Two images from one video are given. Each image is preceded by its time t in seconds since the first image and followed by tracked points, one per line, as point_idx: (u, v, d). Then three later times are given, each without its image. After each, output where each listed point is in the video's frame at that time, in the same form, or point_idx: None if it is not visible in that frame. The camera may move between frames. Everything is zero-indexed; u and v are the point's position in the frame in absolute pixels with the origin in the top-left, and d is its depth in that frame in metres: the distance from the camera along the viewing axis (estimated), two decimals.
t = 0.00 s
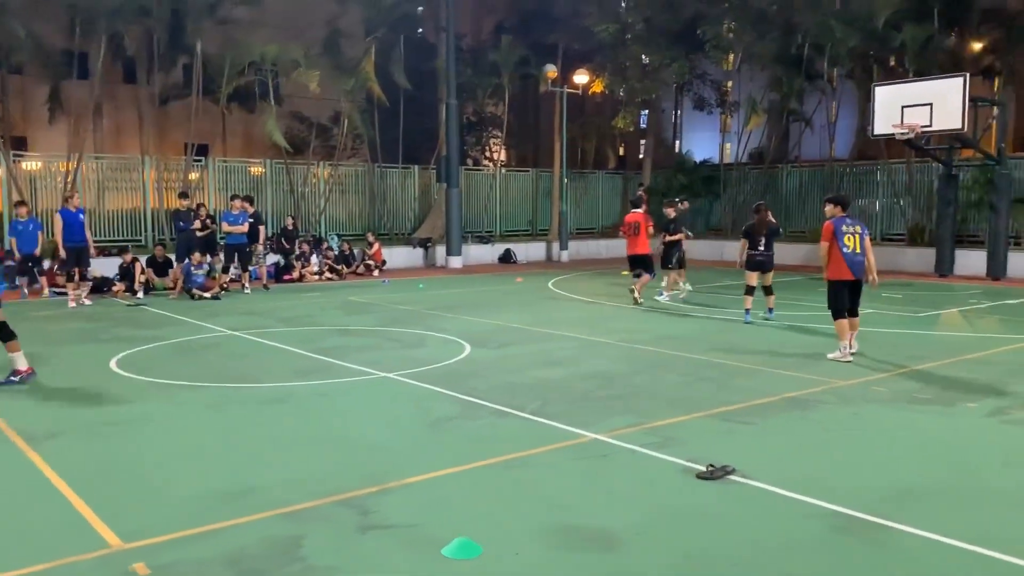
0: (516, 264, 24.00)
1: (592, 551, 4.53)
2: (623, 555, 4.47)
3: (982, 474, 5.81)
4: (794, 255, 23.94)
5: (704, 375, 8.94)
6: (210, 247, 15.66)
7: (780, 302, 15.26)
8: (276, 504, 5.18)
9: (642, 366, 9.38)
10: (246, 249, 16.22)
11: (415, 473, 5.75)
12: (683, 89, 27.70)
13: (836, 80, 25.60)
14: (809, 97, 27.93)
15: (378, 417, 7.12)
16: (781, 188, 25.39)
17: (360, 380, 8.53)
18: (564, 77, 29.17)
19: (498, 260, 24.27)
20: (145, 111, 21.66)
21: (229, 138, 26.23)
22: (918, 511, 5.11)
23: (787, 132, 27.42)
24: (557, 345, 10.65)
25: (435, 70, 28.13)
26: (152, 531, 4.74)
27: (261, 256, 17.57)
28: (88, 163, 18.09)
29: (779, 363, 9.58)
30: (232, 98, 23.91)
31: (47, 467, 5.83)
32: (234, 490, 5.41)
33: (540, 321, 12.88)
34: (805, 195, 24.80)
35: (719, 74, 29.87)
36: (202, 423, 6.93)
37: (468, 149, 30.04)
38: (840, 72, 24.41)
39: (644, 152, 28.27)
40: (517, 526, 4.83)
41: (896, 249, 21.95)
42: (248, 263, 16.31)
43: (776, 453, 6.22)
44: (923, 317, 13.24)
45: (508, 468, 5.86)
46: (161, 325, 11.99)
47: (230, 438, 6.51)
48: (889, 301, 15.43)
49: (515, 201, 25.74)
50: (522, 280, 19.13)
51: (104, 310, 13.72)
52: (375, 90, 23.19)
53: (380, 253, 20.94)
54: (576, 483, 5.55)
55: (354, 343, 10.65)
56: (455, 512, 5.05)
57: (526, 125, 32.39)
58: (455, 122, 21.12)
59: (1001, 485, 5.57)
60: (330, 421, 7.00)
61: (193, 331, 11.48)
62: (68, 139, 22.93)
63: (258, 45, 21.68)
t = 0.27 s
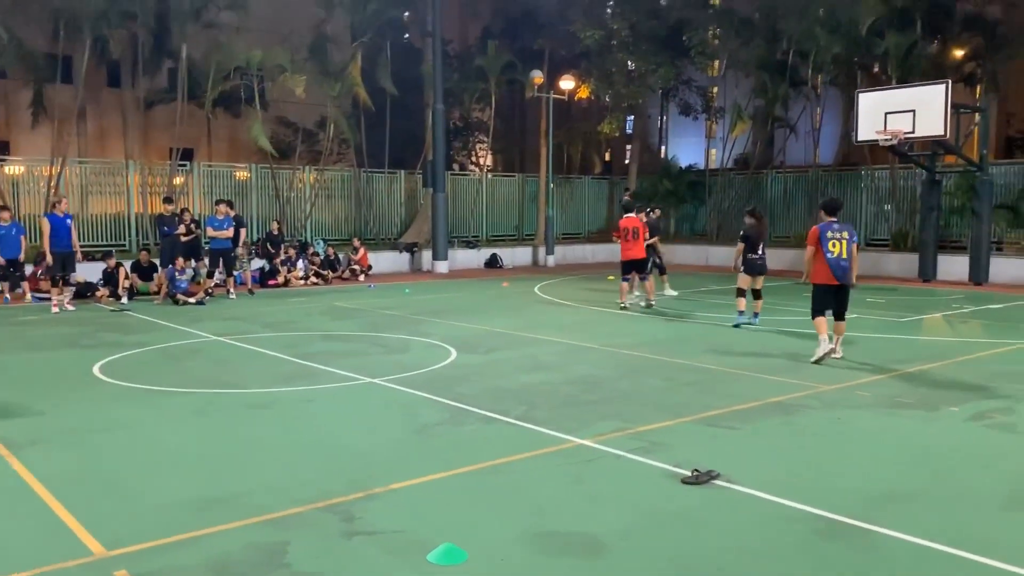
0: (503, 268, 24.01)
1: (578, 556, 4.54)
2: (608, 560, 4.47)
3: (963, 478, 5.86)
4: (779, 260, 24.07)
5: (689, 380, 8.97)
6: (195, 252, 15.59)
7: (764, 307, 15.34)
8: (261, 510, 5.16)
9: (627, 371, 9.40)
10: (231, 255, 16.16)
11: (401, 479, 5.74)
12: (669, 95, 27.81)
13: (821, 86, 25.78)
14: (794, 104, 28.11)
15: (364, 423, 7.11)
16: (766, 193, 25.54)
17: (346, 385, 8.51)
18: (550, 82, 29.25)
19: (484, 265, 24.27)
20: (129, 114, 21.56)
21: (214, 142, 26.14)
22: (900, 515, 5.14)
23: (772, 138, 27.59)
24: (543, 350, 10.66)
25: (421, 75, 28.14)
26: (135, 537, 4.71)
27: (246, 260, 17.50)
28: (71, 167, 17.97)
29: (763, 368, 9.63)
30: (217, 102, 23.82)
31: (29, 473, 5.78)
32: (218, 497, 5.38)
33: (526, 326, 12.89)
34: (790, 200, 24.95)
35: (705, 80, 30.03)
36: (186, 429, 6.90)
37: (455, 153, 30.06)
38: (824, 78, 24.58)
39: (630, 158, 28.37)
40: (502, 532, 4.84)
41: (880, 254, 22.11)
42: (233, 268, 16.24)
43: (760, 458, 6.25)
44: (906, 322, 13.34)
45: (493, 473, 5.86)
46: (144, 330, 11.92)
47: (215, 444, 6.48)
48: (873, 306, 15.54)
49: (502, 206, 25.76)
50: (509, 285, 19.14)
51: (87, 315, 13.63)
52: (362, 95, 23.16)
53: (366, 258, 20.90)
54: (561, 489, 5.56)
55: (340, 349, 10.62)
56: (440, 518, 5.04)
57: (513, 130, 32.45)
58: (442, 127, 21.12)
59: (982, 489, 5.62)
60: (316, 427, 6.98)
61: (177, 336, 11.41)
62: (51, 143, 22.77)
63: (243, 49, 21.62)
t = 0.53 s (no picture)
0: (493, 274, 24.00)
1: (568, 561, 4.54)
2: (599, 566, 4.47)
3: (953, 483, 5.88)
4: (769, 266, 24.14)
5: (680, 385, 8.98)
6: (185, 257, 15.54)
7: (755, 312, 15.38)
8: (250, 516, 5.13)
9: (618, 376, 9.40)
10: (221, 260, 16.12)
11: (391, 484, 5.72)
12: (660, 102, 27.91)
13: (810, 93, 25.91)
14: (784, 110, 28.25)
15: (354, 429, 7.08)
16: (757, 200, 25.63)
17: (335, 391, 8.48)
18: (541, 88, 29.31)
19: (475, 270, 24.27)
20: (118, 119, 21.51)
21: (204, 147, 26.09)
22: (890, 520, 5.16)
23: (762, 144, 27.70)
24: (534, 355, 10.66)
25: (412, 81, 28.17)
26: (123, 544, 4.68)
27: (237, 265, 17.46)
28: (61, 171, 17.89)
29: (754, 374, 9.64)
30: (208, 107, 23.77)
31: (17, 478, 5.75)
32: (206, 502, 5.35)
33: (517, 331, 12.87)
34: (780, 206, 25.05)
35: (695, 87, 30.14)
36: (176, 434, 6.86)
37: (446, 159, 30.09)
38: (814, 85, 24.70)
39: (620, 164, 28.44)
40: (491, 538, 4.82)
41: (870, 260, 22.20)
42: (223, 273, 16.18)
43: (750, 463, 6.26)
44: (896, 328, 13.38)
45: (483, 479, 5.85)
46: (134, 335, 11.86)
47: (204, 450, 6.45)
48: (863, 312, 15.59)
49: (493, 211, 25.77)
50: (500, 290, 19.13)
51: (75, 320, 13.55)
52: (353, 100, 23.16)
53: (357, 263, 20.87)
54: (552, 494, 5.56)
55: (329, 354, 10.58)
56: (429, 524, 5.02)
57: (504, 136, 32.51)
58: (432, 132, 21.12)
59: (971, 495, 5.64)
60: (306, 432, 6.96)
61: (166, 341, 11.35)
62: (40, 148, 22.68)
63: (234, 54, 21.61)
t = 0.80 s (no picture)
0: (492, 279, 24.01)
1: (567, 566, 4.54)
2: (597, 571, 4.47)
3: (951, 488, 5.89)
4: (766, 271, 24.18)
5: (678, 390, 8.99)
6: (183, 261, 15.54)
7: (753, 317, 15.40)
8: (248, 521, 5.13)
9: (616, 381, 9.41)
10: (220, 264, 16.13)
11: (389, 489, 5.72)
12: (658, 107, 27.95)
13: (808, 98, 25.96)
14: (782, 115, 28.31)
15: (353, 434, 7.08)
16: (755, 204, 25.67)
17: (333, 396, 8.48)
18: (540, 92, 29.36)
19: (474, 275, 24.28)
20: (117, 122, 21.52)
21: (203, 151, 26.10)
22: (888, 526, 5.16)
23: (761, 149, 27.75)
24: (532, 360, 10.66)
25: (411, 85, 28.21)
26: (120, 549, 4.68)
27: (235, 270, 17.47)
28: (60, 176, 17.91)
29: (752, 379, 9.66)
30: (207, 112, 23.79)
31: (14, 484, 5.74)
32: (204, 507, 5.35)
33: (515, 335, 12.87)
34: (778, 211, 25.09)
35: (693, 92, 30.19)
36: (175, 439, 6.86)
37: (445, 163, 30.11)
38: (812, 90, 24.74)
39: (619, 169, 28.50)
40: (490, 543, 4.83)
41: (867, 265, 22.24)
42: (222, 277, 16.19)
43: (748, 468, 6.27)
44: (894, 333, 13.40)
45: (481, 484, 5.85)
46: (131, 340, 11.86)
47: (202, 455, 6.45)
48: (861, 317, 15.61)
49: (491, 215, 25.79)
50: (498, 295, 19.14)
51: (74, 325, 13.55)
52: (351, 105, 23.21)
53: (355, 268, 20.87)
54: (550, 499, 5.56)
55: (327, 358, 10.58)
56: (428, 529, 5.02)
57: (502, 140, 32.55)
58: (431, 137, 21.16)
59: (969, 500, 5.64)
60: (304, 437, 6.95)
61: (164, 346, 11.35)
62: (39, 152, 22.69)
63: (233, 59, 21.66)
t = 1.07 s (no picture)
0: (496, 282, 24.03)
1: (571, 569, 4.55)
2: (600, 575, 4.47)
3: (956, 492, 5.88)
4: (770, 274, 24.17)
5: (682, 394, 8.98)
6: (186, 266, 15.57)
7: (756, 321, 15.39)
8: (252, 525, 5.14)
9: (619, 385, 9.40)
10: (224, 268, 16.16)
11: (393, 493, 5.73)
12: (661, 110, 27.98)
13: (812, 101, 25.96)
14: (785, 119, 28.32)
15: (356, 438, 7.09)
16: (758, 208, 25.66)
17: (337, 400, 8.49)
18: (543, 96, 29.40)
19: (477, 279, 24.30)
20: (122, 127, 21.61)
21: (207, 156, 26.17)
22: (892, 529, 5.15)
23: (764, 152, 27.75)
24: (535, 364, 10.66)
25: (415, 89, 28.27)
26: (124, 553, 4.68)
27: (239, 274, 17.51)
28: (65, 181, 17.98)
29: (756, 382, 9.65)
30: (211, 117, 23.86)
31: (19, 488, 5.76)
32: (208, 511, 5.36)
33: (518, 339, 12.88)
34: (782, 214, 25.08)
35: (696, 95, 30.21)
36: (179, 443, 6.87)
37: (448, 167, 30.16)
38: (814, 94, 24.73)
39: (622, 173, 28.54)
40: (493, 547, 4.83)
41: (871, 268, 22.23)
42: (226, 281, 16.23)
43: (752, 472, 6.26)
44: (898, 336, 13.38)
45: (485, 488, 5.84)
46: (135, 344, 11.88)
47: (205, 459, 6.46)
48: (865, 320, 15.59)
49: (495, 219, 25.82)
50: (502, 299, 19.16)
51: (78, 329, 13.59)
52: (355, 109, 23.27)
53: (359, 272, 20.90)
54: (553, 503, 5.56)
55: (331, 363, 10.59)
56: (431, 533, 5.03)
57: (505, 144, 32.60)
58: (435, 141, 21.20)
59: (973, 503, 5.64)
60: (307, 441, 6.96)
61: (168, 350, 11.38)
62: (45, 157, 22.77)
63: (237, 64, 21.75)
